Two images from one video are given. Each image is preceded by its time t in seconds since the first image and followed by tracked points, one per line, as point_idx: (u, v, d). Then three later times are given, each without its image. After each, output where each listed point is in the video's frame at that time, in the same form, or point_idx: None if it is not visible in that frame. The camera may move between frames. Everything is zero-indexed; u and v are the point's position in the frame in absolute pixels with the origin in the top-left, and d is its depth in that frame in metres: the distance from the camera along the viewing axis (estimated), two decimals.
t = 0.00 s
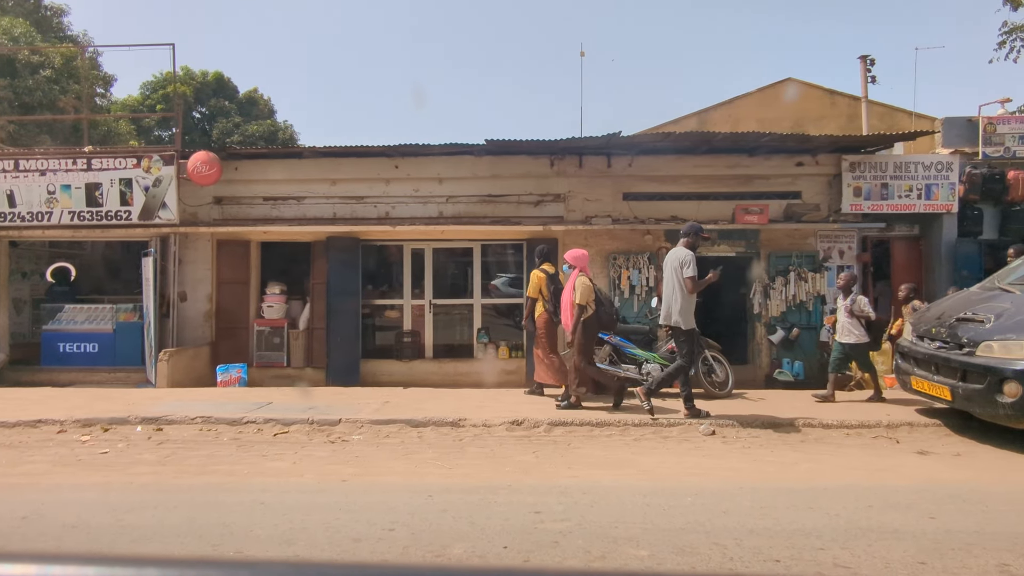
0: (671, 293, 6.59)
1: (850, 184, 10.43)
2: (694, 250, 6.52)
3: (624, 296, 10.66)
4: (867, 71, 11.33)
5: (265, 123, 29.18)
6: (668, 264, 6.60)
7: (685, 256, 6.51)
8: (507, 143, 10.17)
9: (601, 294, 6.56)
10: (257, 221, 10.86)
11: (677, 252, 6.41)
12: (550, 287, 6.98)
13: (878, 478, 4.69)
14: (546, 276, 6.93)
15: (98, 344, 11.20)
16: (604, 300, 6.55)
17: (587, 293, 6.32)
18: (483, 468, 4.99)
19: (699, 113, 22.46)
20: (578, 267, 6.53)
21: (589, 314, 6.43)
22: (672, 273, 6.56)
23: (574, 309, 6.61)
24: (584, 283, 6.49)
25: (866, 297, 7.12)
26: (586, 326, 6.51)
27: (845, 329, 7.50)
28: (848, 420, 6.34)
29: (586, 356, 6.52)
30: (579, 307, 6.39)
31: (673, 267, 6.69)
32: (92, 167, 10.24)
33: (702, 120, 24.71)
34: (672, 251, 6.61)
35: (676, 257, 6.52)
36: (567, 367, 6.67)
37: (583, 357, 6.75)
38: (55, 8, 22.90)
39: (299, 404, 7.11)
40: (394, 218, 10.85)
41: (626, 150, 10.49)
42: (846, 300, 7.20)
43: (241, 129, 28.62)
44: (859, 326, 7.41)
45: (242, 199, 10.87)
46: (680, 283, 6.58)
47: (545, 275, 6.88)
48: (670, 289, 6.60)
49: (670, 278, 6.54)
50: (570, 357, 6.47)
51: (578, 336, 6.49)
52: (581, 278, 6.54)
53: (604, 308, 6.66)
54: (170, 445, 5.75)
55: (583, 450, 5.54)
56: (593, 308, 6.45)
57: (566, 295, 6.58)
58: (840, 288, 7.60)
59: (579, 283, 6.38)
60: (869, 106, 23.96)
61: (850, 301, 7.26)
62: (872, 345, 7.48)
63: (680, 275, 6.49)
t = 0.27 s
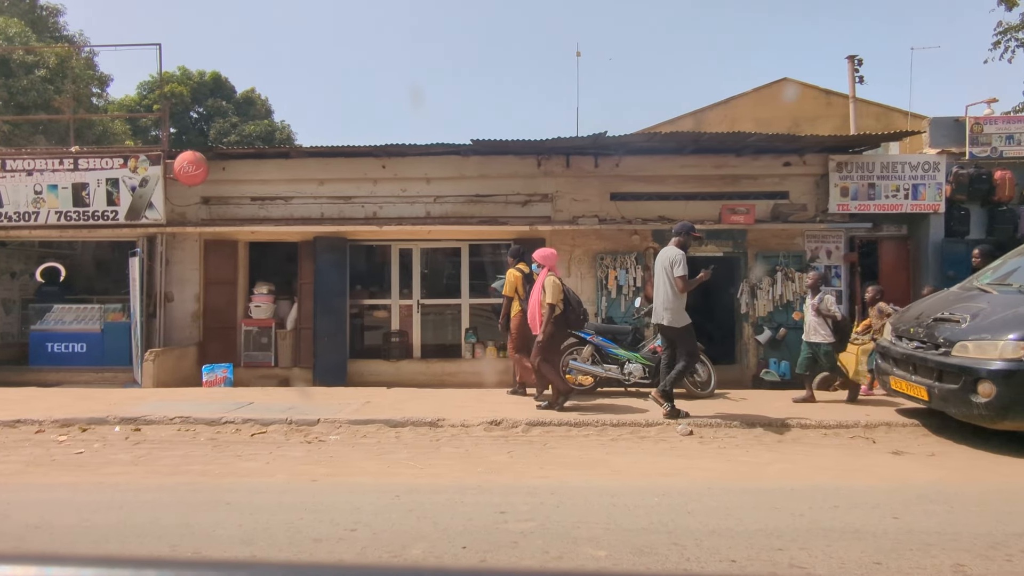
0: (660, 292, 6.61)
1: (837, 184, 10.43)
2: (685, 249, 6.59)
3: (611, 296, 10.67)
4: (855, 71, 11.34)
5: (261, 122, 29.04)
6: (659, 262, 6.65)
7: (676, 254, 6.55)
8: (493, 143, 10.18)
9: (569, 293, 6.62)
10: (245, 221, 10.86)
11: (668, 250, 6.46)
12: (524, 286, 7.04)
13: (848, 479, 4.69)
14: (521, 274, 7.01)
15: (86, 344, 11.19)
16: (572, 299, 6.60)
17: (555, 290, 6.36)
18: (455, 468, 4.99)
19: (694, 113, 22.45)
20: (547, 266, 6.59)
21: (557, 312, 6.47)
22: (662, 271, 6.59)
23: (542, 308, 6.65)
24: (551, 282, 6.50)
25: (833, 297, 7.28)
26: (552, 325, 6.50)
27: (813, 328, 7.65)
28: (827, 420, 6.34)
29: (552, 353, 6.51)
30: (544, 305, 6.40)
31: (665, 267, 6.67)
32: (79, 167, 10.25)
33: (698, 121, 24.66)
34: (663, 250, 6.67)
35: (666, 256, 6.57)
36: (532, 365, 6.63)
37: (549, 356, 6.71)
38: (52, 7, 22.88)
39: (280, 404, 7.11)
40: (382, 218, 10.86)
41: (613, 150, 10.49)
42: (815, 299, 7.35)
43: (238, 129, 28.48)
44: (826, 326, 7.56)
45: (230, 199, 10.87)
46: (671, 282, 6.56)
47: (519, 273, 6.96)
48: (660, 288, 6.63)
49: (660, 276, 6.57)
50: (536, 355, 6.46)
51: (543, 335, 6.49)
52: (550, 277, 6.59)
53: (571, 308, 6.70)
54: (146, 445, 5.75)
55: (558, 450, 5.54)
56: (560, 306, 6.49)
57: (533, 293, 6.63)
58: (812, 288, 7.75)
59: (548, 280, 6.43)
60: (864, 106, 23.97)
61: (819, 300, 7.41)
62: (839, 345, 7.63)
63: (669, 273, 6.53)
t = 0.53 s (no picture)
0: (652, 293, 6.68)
1: (825, 184, 10.43)
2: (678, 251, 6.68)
3: (599, 295, 10.67)
4: (844, 71, 11.34)
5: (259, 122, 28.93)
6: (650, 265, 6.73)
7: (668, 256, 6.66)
8: (481, 143, 10.18)
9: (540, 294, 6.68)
10: (233, 221, 10.85)
11: (662, 252, 6.53)
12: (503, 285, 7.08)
13: (821, 479, 4.69)
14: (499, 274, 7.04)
15: (75, 344, 11.19)
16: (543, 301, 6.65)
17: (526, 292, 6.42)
18: (429, 468, 4.99)
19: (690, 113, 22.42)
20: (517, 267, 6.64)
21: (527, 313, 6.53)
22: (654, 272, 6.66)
23: (513, 309, 6.71)
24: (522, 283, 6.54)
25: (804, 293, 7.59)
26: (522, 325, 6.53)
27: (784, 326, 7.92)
28: (806, 420, 6.34)
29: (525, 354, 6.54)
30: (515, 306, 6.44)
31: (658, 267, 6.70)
32: (66, 167, 10.27)
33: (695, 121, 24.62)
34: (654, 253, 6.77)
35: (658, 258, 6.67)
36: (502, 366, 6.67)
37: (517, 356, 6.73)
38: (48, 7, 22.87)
39: (262, 404, 7.10)
40: (370, 218, 10.85)
41: (601, 150, 10.48)
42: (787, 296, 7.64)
43: (236, 129, 28.27)
44: (796, 323, 7.84)
45: (219, 199, 10.87)
46: (664, 283, 6.60)
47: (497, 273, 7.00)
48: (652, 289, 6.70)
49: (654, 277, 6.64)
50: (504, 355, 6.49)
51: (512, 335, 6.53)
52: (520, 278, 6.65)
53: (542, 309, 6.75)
54: (124, 445, 5.75)
55: (535, 450, 5.54)
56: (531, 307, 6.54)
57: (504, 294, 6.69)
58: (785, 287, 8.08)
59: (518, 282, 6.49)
60: (860, 106, 23.93)
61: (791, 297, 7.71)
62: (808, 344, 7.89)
63: (663, 275, 6.60)
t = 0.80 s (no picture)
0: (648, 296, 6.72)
1: (813, 184, 10.43)
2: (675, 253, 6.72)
3: (588, 295, 10.66)
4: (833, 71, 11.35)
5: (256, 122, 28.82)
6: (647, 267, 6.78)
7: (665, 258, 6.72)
8: (469, 143, 10.17)
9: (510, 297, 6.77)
10: (223, 221, 10.85)
11: (659, 255, 6.54)
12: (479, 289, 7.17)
13: (795, 478, 4.70)
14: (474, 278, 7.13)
15: (65, 344, 11.19)
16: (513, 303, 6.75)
17: (495, 295, 6.51)
18: (406, 468, 4.99)
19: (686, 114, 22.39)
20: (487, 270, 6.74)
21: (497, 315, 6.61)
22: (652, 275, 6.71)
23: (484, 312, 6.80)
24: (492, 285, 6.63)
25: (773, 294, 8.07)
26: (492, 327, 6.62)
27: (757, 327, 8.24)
28: (787, 420, 6.35)
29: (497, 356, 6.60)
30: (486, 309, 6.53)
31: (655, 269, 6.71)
32: (55, 167, 10.31)
33: (691, 120, 24.59)
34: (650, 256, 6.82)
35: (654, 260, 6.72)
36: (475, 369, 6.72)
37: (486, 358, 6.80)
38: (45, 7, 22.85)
39: (245, 404, 7.10)
40: (359, 218, 10.85)
41: (590, 150, 10.48)
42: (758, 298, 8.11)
43: (233, 129, 27.96)
44: (770, 325, 8.20)
45: (208, 199, 10.86)
46: (661, 285, 6.61)
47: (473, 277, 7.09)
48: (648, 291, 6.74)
49: (651, 279, 6.69)
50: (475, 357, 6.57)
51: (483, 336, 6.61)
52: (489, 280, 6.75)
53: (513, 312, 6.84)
54: (103, 445, 5.76)
55: (513, 450, 5.55)
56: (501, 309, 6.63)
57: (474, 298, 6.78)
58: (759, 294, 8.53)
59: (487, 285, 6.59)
60: (857, 106, 23.88)
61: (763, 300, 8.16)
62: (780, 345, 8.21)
63: (660, 278, 6.61)
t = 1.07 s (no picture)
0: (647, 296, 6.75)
1: (803, 184, 10.43)
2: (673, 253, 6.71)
3: (578, 295, 10.66)
4: (822, 71, 11.36)
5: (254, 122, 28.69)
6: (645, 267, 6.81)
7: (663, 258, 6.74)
8: (458, 143, 10.17)
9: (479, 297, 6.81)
10: (213, 221, 10.85)
11: (658, 255, 6.54)
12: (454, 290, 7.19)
13: (771, 478, 4.70)
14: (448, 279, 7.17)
15: (55, 344, 11.18)
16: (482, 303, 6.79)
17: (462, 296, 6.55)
18: (383, 468, 5.00)
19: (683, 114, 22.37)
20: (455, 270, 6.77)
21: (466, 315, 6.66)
22: (650, 275, 6.74)
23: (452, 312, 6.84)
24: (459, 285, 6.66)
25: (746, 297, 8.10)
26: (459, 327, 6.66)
27: (730, 329, 8.28)
28: (769, 420, 6.35)
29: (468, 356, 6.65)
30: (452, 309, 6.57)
31: (655, 269, 6.70)
32: (44, 167, 10.35)
33: (688, 120, 24.55)
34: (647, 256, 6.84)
35: (653, 261, 6.75)
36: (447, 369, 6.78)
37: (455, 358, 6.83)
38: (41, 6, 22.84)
39: (230, 404, 7.11)
40: (349, 218, 10.85)
41: (579, 150, 10.47)
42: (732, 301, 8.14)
43: (230, 130, 27.77)
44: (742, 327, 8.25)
45: (198, 199, 10.86)
46: (660, 286, 6.62)
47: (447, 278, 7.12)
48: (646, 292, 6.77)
49: (649, 279, 6.72)
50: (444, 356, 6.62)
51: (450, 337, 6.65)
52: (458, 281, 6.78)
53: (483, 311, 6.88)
54: (84, 445, 5.76)
55: (493, 451, 5.56)
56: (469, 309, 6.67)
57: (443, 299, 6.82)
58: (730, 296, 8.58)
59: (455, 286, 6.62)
60: (853, 106, 23.86)
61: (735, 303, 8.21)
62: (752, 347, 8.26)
63: (659, 278, 6.61)
